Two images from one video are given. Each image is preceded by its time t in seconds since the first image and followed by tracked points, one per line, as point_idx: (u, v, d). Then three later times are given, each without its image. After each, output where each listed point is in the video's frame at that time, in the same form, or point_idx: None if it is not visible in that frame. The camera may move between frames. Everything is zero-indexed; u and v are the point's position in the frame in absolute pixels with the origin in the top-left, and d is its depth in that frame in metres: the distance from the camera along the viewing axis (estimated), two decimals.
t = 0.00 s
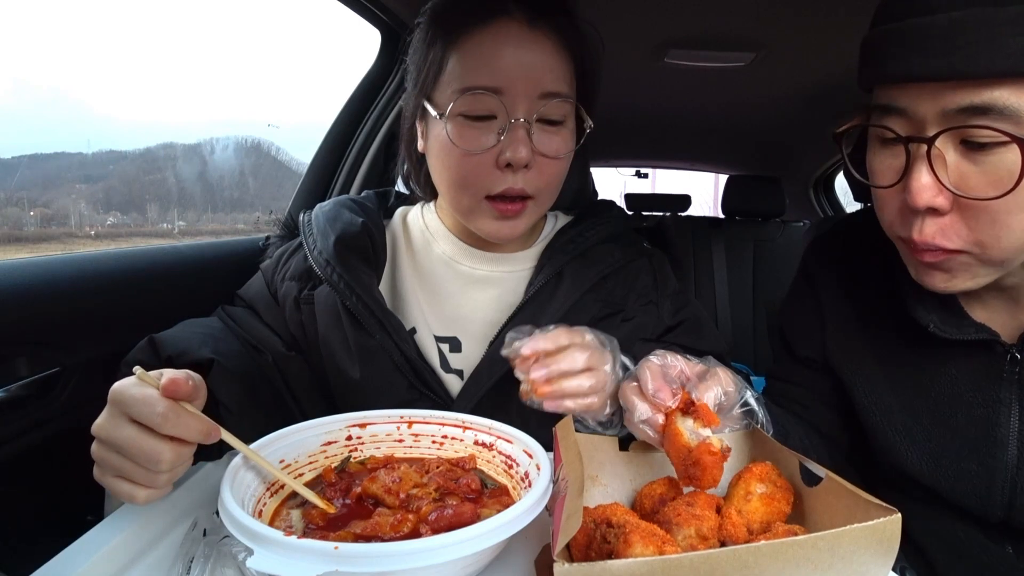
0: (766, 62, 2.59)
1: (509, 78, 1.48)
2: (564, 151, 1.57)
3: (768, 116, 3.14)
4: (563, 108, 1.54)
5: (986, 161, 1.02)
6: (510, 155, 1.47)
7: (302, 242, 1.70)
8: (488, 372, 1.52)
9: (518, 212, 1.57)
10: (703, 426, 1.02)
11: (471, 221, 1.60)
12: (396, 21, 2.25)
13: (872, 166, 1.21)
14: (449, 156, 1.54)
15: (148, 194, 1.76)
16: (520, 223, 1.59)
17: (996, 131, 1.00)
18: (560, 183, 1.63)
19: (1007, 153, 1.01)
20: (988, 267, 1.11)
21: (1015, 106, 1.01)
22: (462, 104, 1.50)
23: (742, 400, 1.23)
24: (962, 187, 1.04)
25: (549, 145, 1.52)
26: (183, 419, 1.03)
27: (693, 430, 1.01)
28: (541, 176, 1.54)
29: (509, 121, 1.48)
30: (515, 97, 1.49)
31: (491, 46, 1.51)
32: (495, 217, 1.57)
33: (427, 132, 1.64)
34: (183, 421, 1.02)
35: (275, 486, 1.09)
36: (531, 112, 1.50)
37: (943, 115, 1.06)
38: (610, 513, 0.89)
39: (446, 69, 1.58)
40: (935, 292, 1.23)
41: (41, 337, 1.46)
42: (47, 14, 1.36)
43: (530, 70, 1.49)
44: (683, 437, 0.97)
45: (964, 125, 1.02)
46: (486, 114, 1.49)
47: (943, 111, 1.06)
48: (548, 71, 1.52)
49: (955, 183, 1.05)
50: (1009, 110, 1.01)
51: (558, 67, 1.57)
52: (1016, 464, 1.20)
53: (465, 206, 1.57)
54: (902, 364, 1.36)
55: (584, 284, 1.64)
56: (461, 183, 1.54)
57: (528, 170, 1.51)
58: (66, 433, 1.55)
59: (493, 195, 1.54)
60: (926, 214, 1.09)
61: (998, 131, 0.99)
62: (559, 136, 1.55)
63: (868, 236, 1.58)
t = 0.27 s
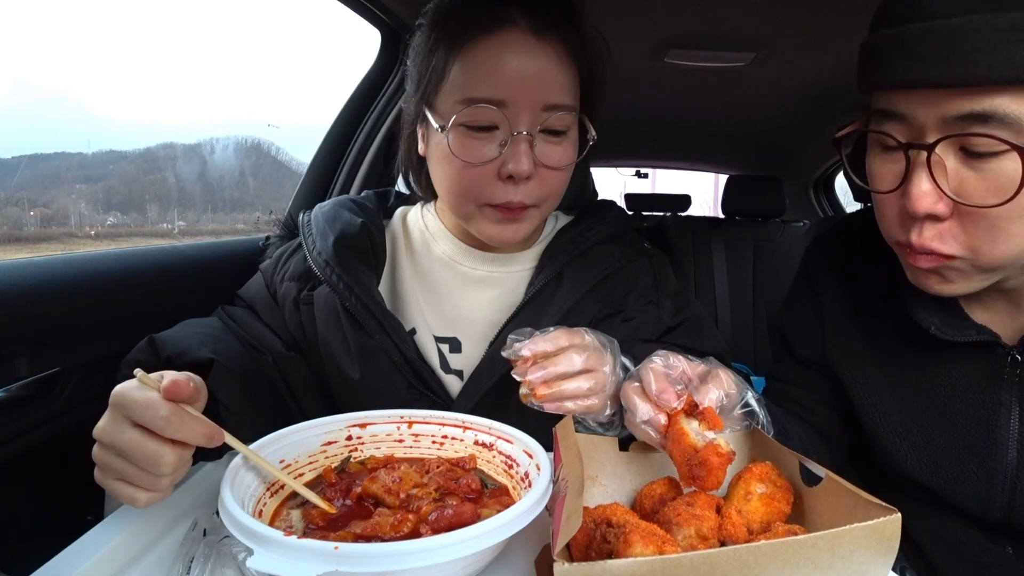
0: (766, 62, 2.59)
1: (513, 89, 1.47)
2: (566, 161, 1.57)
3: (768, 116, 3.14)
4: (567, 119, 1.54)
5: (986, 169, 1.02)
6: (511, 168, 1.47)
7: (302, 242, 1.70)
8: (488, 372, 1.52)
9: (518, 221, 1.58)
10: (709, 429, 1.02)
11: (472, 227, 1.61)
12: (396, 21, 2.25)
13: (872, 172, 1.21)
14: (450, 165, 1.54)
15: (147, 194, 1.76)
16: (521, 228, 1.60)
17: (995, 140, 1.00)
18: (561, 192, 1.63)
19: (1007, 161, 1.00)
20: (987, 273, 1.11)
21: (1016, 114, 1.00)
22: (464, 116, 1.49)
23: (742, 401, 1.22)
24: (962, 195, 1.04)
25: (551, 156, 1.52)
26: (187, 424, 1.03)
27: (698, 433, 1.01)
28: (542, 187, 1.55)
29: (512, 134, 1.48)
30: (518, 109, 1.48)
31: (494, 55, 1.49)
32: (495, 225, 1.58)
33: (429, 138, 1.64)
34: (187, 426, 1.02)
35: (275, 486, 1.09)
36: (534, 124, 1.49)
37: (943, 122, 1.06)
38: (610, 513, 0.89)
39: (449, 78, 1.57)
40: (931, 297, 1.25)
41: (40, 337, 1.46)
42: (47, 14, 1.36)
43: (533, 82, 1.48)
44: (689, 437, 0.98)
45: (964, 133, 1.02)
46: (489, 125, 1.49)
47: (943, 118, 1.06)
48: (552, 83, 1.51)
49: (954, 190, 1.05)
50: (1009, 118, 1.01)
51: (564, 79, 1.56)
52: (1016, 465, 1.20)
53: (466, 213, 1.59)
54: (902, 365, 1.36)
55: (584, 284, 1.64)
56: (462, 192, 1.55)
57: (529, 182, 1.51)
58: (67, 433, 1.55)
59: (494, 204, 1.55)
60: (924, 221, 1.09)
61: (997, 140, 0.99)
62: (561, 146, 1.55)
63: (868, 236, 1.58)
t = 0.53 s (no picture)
0: (766, 62, 2.59)
1: (513, 91, 1.47)
2: (566, 164, 1.56)
3: (768, 116, 3.14)
4: (567, 122, 1.53)
5: (983, 178, 1.02)
6: (510, 170, 1.47)
7: (302, 242, 1.70)
8: (488, 372, 1.52)
9: (518, 222, 1.58)
10: (709, 429, 1.02)
11: (472, 229, 1.61)
12: (396, 21, 2.25)
13: (870, 178, 1.21)
14: (450, 166, 1.54)
15: (147, 194, 1.76)
16: (520, 231, 1.60)
17: (992, 150, 1.00)
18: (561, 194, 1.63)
19: (1003, 171, 1.01)
20: (983, 279, 1.12)
21: (1013, 123, 1.00)
22: (464, 118, 1.49)
23: (743, 401, 1.22)
24: (959, 204, 1.05)
25: (551, 158, 1.52)
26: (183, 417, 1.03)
27: (699, 433, 1.01)
28: (542, 189, 1.55)
29: (511, 136, 1.48)
30: (519, 111, 1.48)
31: (495, 57, 1.50)
32: (495, 226, 1.58)
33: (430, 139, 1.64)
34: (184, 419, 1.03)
35: (275, 486, 1.09)
36: (534, 127, 1.49)
37: (940, 131, 1.06)
38: (610, 513, 0.89)
39: (449, 78, 1.57)
40: (932, 300, 1.24)
41: (40, 337, 1.46)
42: (47, 14, 1.36)
43: (534, 84, 1.48)
44: (689, 437, 0.98)
45: (961, 143, 1.02)
46: (488, 127, 1.48)
47: (941, 127, 1.05)
48: (552, 85, 1.51)
49: (951, 200, 1.05)
50: (1007, 127, 1.01)
51: (564, 81, 1.55)
52: (1015, 466, 1.20)
53: (465, 215, 1.59)
54: (902, 366, 1.36)
55: (584, 284, 1.64)
56: (462, 193, 1.55)
57: (528, 184, 1.51)
58: (67, 433, 1.55)
59: (494, 207, 1.55)
60: (921, 230, 1.09)
61: (994, 150, 0.99)
62: (562, 148, 1.54)
63: (868, 237, 1.58)
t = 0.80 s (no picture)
0: (766, 62, 2.59)
1: (512, 89, 1.47)
2: (565, 163, 1.56)
3: (768, 116, 3.14)
4: (566, 120, 1.54)
5: (985, 178, 1.02)
6: (510, 167, 1.47)
7: (302, 242, 1.70)
8: (488, 372, 1.52)
9: (518, 221, 1.58)
10: (709, 429, 1.02)
11: (472, 228, 1.61)
12: (396, 21, 2.25)
13: (869, 178, 1.21)
14: (450, 165, 1.54)
15: (147, 194, 1.76)
16: (520, 230, 1.60)
17: (994, 150, 1.00)
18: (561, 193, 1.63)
19: (1006, 170, 1.01)
20: (985, 279, 1.12)
21: (1014, 124, 1.00)
22: (463, 115, 1.49)
23: (743, 401, 1.22)
24: (961, 204, 1.05)
25: (551, 156, 1.52)
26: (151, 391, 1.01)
27: (699, 433, 1.01)
28: (542, 188, 1.55)
29: (510, 133, 1.48)
30: (518, 109, 1.48)
31: (493, 55, 1.50)
32: (495, 225, 1.58)
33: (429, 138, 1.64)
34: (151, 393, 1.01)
35: (275, 486, 1.09)
36: (533, 124, 1.49)
37: (941, 131, 1.06)
38: (611, 513, 0.89)
39: (449, 76, 1.57)
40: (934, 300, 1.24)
41: (39, 338, 1.46)
42: (47, 14, 1.36)
43: (533, 82, 1.48)
44: (689, 436, 0.97)
45: (963, 143, 1.02)
46: (488, 124, 1.49)
47: (942, 127, 1.05)
48: (551, 83, 1.51)
49: (953, 200, 1.05)
50: (1008, 128, 1.01)
51: (563, 79, 1.55)
52: (1015, 467, 1.20)
53: (465, 214, 1.59)
54: (901, 366, 1.36)
55: (583, 284, 1.64)
56: (462, 192, 1.55)
57: (528, 182, 1.51)
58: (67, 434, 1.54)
59: (494, 205, 1.55)
60: (923, 230, 1.09)
61: (996, 150, 0.99)
62: (561, 147, 1.54)
63: (868, 237, 1.58)
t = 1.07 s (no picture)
0: (765, 62, 2.59)
1: (510, 89, 1.47)
2: (565, 162, 1.56)
3: (768, 116, 3.15)
4: (565, 119, 1.54)
5: (986, 177, 1.02)
6: (509, 167, 1.47)
7: (302, 242, 1.70)
8: (488, 372, 1.52)
9: (518, 221, 1.58)
10: (709, 429, 1.02)
11: (472, 228, 1.61)
12: (396, 21, 2.25)
13: (870, 178, 1.21)
14: (449, 166, 1.54)
15: (147, 194, 1.76)
16: (520, 230, 1.60)
17: (994, 149, 1.00)
18: (560, 192, 1.63)
19: (1006, 170, 1.01)
20: (985, 279, 1.12)
21: (1015, 123, 1.00)
22: (462, 115, 1.49)
23: (743, 402, 1.22)
24: (961, 204, 1.05)
25: (550, 155, 1.52)
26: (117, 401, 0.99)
27: (699, 433, 1.01)
28: (541, 187, 1.54)
29: (509, 132, 1.48)
30: (517, 108, 1.48)
31: (491, 55, 1.50)
32: (495, 225, 1.58)
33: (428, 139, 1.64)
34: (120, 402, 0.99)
35: (275, 486, 1.09)
36: (532, 123, 1.49)
37: (942, 130, 1.06)
38: (610, 512, 0.89)
39: (447, 76, 1.57)
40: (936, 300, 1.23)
41: (40, 337, 1.46)
42: (47, 14, 1.36)
43: (531, 82, 1.48)
44: (689, 437, 0.97)
45: (963, 142, 1.02)
46: (486, 125, 1.49)
47: (942, 126, 1.05)
48: (550, 82, 1.51)
49: (954, 200, 1.05)
50: (1008, 127, 1.01)
51: (562, 78, 1.55)
52: (1015, 466, 1.20)
53: (465, 214, 1.58)
54: (901, 366, 1.36)
55: (583, 284, 1.64)
56: (462, 192, 1.54)
57: (528, 181, 1.51)
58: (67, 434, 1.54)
59: (493, 205, 1.55)
60: (922, 231, 1.09)
61: (996, 150, 0.99)
62: (561, 146, 1.54)
63: (868, 237, 1.58)
